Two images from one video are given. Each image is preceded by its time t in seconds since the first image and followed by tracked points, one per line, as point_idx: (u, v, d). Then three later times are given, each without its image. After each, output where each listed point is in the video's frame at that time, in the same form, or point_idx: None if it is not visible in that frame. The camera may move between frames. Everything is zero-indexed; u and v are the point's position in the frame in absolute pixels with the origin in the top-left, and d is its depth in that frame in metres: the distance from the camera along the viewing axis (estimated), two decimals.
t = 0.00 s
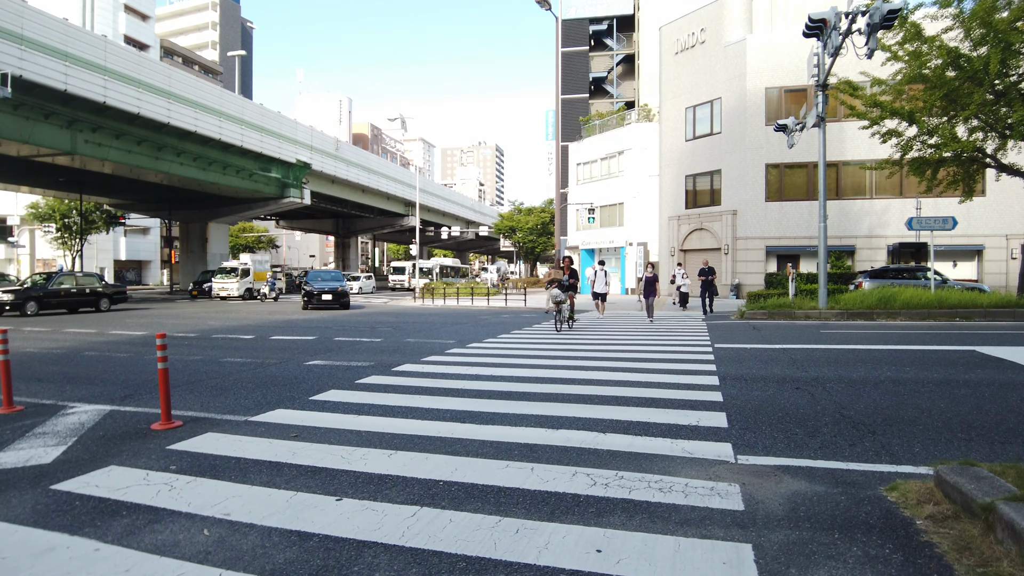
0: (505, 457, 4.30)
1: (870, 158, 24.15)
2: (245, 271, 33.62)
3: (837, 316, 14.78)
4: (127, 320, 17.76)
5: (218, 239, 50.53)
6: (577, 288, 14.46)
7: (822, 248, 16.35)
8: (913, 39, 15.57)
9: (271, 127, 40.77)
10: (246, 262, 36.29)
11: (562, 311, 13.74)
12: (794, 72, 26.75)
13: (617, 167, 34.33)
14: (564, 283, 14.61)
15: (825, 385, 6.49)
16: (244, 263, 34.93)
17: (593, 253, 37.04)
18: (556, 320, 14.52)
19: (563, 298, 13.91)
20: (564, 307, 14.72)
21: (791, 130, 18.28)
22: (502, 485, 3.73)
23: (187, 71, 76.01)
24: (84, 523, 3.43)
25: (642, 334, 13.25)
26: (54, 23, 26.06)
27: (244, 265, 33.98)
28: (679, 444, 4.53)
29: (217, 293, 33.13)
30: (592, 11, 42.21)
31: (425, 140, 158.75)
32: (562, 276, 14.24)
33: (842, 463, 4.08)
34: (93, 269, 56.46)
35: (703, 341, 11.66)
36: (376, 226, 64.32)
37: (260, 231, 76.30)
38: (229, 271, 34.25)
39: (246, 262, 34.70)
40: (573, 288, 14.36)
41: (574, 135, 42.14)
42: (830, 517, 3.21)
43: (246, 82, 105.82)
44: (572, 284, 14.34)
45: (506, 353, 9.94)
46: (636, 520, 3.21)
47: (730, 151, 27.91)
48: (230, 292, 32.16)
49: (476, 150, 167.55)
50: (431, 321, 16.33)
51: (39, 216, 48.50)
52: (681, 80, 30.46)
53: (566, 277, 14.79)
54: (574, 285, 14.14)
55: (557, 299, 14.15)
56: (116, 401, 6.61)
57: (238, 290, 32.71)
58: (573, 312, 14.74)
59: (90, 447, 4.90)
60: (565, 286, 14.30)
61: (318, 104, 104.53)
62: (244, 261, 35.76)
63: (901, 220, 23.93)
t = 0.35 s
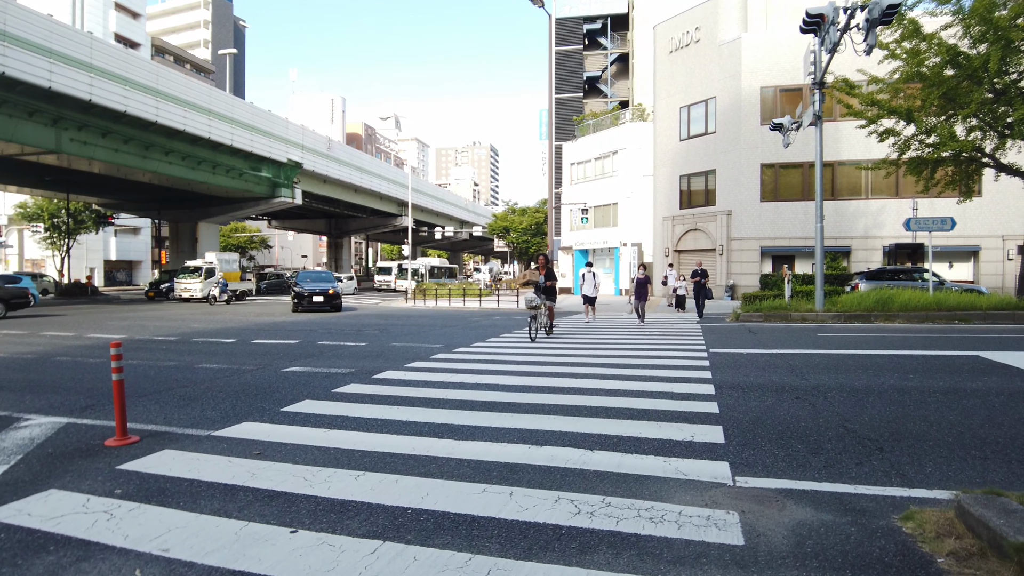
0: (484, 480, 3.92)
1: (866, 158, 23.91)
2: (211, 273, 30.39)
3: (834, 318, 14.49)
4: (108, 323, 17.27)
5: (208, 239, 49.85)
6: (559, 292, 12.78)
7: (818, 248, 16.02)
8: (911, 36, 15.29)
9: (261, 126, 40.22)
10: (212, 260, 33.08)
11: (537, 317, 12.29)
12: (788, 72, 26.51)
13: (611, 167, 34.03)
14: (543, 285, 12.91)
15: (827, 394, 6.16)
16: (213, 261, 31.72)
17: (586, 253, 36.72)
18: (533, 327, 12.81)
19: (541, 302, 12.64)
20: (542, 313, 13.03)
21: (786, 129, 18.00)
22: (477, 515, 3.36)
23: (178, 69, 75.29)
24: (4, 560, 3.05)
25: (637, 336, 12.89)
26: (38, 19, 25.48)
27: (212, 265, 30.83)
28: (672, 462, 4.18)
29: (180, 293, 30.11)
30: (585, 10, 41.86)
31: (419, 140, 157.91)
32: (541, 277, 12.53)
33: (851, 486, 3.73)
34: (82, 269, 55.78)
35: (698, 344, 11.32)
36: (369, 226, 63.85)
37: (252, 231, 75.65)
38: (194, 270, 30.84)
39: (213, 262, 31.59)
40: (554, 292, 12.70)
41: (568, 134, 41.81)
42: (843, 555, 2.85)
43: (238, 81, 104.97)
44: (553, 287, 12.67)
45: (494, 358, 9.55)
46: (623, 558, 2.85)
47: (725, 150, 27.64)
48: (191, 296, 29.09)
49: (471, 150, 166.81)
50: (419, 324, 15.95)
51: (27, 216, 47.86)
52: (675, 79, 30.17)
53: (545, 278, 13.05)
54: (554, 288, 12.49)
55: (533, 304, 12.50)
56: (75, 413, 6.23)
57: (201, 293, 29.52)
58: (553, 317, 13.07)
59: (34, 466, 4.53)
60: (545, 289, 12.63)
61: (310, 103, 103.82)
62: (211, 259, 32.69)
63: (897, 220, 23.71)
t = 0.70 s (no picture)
0: (456, 498, 3.55)
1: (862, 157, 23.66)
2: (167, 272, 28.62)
3: (831, 318, 14.19)
4: (89, 323, 16.84)
5: (199, 238, 49.29)
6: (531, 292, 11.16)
7: (816, 246, 15.67)
8: (909, 31, 15.01)
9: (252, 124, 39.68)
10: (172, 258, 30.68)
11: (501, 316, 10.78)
12: (784, 69, 26.24)
13: (606, 166, 33.74)
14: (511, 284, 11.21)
15: (829, 398, 5.82)
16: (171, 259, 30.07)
17: (581, 252, 36.39)
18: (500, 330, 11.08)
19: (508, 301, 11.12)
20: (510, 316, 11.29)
21: (782, 126, 17.74)
22: (445, 540, 3.00)
23: (170, 68, 74.59)
24: None
25: (631, 337, 12.55)
26: (22, 14, 24.90)
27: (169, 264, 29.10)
28: (663, 476, 3.83)
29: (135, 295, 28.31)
30: (580, 8, 41.51)
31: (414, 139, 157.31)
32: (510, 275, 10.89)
33: (861, 504, 3.38)
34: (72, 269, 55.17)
35: (694, 345, 10.99)
36: (362, 226, 63.37)
37: (245, 231, 75.06)
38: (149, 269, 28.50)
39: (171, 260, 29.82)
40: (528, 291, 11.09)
41: (562, 133, 41.48)
42: None
43: (231, 80, 104.32)
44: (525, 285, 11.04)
45: (483, 359, 9.20)
46: None
47: (721, 149, 27.37)
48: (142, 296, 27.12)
49: (466, 150, 166.40)
50: (408, 324, 15.58)
51: (17, 216, 47.36)
52: (670, 77, 29.87)
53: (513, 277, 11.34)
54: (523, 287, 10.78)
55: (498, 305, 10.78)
56: (33, 420, 5.86)
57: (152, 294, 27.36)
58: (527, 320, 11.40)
59: None
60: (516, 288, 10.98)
61: (304, 102, 103.20)
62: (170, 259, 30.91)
63: (894, 219, 23.47)
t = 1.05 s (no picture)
0: (425, 530, 3.18)
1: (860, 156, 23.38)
2: (118, 272, 27.06)
3: (830, 320, 13.86)
4: (71, 326, 16.41)
5: (191, 239, 48.79)
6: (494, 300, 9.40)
7: (815, 246, 15.33)
8: (910, 27, 14.71)
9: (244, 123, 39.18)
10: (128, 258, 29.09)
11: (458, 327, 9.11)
12: (781, 67, 25.94)
13: (601, 166, 33.41)
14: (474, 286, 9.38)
15: (834, 409, 5.48)
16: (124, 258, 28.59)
17: (576, 253, 36.05)
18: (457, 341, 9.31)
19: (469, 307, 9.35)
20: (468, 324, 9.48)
21: (780, 125, 17.43)
22: None
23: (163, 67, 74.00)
24: None
25: (626, 339, 12.19)
26: (9, 10, 24.37)
27: (121, 264, 27.48)
28: (657, 502, 3.48)
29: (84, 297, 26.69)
30: (575, 6, 41.16)
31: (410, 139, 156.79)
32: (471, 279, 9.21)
33: (875, 535, 3.04)
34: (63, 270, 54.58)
35: (691, 348, 10.63)
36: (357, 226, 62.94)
37: (239, 231, 74.52)
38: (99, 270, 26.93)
39: (124, 259, 28.22)
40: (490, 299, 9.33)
41: (557, 132, 41.15)
42: None
43: (226, 79, 103.73)
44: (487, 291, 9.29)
45: (471, 365, 8.81)
46: None
47: (717, 148, 27.06)
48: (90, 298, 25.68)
49: (463, 150, 165.81)
50: (398, 327, 15.21)
51: (7, 215, 46.85)
52: (666, 76, 29.56)
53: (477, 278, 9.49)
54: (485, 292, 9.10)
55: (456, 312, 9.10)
56: None
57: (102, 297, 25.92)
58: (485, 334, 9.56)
59: None
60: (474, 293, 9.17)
61: (299, 101, 102.64)
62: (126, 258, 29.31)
63: (891, 220, 23.19)
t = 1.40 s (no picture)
0: (387, 565, 2.81)
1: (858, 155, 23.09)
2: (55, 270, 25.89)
3: (830, 321, 13.52)
4: (52, 328, 15.98)
5: (183, 239, 48.31)
6: (449, 306, 7.94)
7: (814, 244, 14.99)
8: (911, 22, 14.40)
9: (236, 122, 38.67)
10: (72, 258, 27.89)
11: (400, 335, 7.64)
12: (779, 65, 25.65)
13: (597, 165, 33.08)
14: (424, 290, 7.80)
15: (840, 419, 5.11)
16: (64, 258, 27.34)
17: (572, 253, 35.72)
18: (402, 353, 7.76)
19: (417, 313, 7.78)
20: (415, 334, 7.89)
21: (778, 122, 17.11)
22: None
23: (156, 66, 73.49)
24: None
25: (621, 341, 11.85)
26: None
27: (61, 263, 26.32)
28: (650, 530, 3.10)
29: (19, 299, 25.59)
30: (571, 4, 40.79)
31: (406, 139, 156.40)
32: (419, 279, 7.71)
33: (899, 572, 2.68)
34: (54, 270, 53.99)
35: (688, 351, 10.29)
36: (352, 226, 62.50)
37: (233, 230, 74.01)
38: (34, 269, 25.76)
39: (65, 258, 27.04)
40: (444, 304, 7.88)
41: (553, 131, 40.82)
42: None
43: (220, 79, 103.13)
44: (440, 295, 7.80)
45: (459, 369, 8.43)
46: None
47: (714, 147, 26.76)
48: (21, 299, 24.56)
49: (459, 150, 164.86)
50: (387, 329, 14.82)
51: None
52: (662, 74, 29.24)
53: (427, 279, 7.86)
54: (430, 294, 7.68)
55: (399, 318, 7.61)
56: None
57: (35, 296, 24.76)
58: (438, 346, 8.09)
59: None
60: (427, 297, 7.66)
61: (295, 101, 102.12)
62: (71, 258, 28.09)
63: (890, 219, 22.90)
